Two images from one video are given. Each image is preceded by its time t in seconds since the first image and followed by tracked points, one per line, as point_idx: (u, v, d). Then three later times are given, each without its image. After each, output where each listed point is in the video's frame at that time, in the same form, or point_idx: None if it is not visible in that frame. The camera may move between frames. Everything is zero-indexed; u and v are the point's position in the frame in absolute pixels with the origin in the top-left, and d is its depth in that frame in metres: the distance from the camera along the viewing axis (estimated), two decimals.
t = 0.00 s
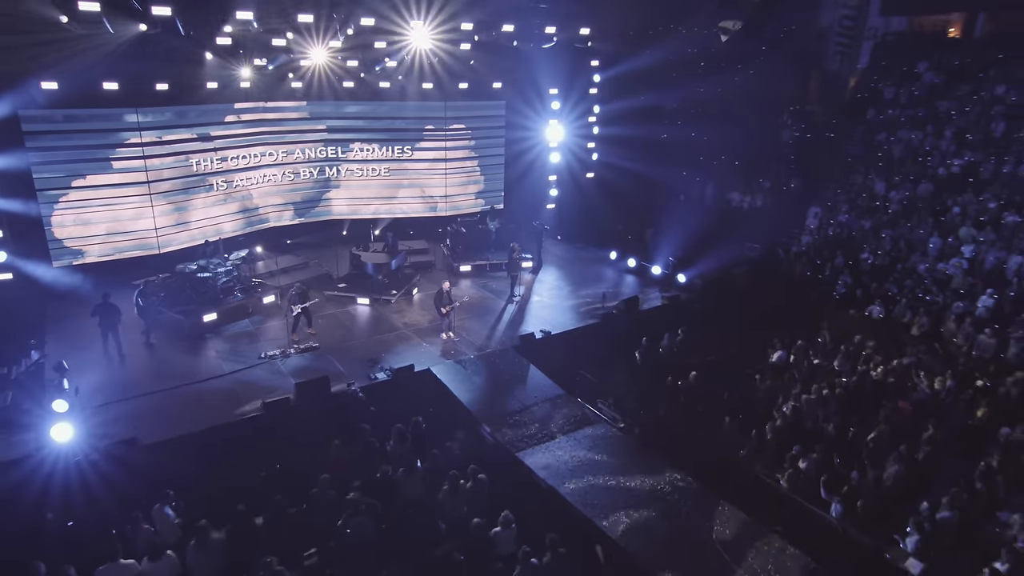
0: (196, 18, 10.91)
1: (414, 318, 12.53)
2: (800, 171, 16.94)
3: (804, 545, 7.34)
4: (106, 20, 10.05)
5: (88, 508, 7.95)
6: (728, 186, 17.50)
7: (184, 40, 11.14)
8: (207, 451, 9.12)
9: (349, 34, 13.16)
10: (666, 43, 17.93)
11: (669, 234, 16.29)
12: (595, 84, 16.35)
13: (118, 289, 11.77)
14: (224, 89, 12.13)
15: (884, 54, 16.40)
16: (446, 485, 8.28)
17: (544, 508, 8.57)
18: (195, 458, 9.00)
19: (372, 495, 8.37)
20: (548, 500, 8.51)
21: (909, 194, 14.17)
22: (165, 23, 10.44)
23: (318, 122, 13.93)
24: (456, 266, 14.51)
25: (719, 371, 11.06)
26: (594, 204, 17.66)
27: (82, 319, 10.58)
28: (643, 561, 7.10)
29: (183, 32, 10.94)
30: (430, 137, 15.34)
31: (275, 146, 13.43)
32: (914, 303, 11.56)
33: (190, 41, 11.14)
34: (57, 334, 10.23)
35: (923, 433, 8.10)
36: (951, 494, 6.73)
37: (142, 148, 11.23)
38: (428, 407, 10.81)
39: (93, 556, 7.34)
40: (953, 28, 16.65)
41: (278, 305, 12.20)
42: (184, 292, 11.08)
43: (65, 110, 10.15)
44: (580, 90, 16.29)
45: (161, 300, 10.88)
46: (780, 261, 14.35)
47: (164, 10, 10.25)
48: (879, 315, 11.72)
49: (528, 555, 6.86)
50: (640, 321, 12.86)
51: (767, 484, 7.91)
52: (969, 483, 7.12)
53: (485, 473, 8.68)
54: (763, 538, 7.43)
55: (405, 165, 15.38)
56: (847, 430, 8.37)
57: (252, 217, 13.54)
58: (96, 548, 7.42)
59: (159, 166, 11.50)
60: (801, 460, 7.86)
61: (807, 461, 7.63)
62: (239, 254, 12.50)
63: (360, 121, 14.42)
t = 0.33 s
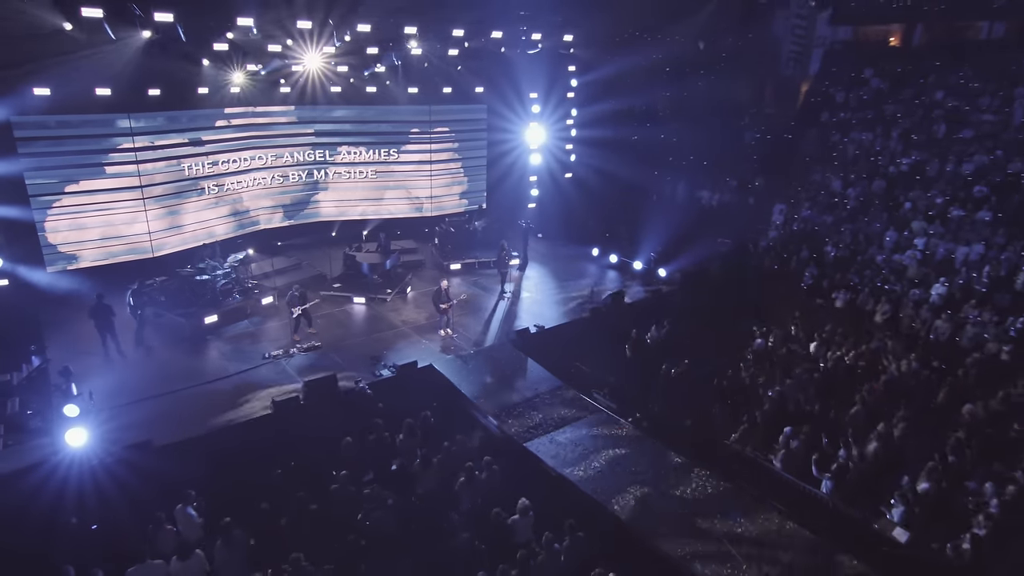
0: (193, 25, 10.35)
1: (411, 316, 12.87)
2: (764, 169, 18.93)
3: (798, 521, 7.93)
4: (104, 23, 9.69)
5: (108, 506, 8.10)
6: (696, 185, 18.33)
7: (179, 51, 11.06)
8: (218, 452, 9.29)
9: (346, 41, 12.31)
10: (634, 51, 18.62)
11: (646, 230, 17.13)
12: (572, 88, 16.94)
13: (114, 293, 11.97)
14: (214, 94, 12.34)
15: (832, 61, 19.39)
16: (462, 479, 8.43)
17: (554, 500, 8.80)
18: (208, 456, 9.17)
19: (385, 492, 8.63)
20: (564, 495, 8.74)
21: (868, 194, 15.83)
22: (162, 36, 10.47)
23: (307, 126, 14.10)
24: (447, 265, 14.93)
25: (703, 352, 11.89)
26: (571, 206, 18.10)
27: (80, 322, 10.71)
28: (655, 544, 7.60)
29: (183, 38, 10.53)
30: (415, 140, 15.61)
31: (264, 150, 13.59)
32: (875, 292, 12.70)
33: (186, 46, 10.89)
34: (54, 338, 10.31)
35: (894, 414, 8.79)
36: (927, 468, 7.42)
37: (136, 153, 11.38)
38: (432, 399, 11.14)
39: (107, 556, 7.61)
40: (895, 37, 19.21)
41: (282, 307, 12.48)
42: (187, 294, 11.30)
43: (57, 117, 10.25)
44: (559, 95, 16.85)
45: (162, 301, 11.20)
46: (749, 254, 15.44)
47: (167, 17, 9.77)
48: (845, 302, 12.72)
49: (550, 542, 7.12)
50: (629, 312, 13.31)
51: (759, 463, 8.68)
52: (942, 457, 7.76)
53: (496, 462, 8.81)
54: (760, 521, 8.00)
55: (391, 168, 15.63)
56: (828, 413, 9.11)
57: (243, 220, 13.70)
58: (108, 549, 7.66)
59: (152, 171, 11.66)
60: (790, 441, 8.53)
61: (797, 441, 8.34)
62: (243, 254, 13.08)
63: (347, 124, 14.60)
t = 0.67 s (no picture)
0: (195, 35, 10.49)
1: (409, 314, 13.25)
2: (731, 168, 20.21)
3: (792, 493, 8.73)
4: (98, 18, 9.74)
5: (128, 507, 8.32)
6: (668, 184, 19.30)
7: (176, 55, 11.31)
8: (232, 455, 9.47)
9: (345, 48, 13.21)
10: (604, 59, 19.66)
11: (624, 228, 18.00)
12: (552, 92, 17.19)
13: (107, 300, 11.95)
14: (206, 100, 12.46)
15: (786, 68, 21.45)
16: (477, 466, 8.89)
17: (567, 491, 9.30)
18: (224, 453, 9.38)
19: (400, 483, 9.02)
20: (571, 484, 9.28)
21: (827, 190, 17.19)
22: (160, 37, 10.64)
23: (296, 130, 14.43)
24: (438, 264, 15.28)
25: (686, 341, 12.72)
26: (551, 203, 18.95)
27: (79, 327, 10.93)
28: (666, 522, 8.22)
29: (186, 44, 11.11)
30: (401, 143, 15.99)
31: (255, 154, 13.92)
32: (839, 282, 13.88)
33: (184, 50, 11.25)
34: (55, 344, 10.40)
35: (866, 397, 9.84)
36: (904, 442, 8.35)
37: (129, 158, 11.48)
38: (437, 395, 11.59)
39: (132, 559, 7.74)
40: (842, 45, 21.48)
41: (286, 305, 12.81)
42: (184, 297, 11.54)
43: (51, 123, 10.22)
44: (541, 100, 17.12)
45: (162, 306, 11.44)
46: (722, 248, 16.50)
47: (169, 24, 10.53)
48: (812, 292, 14.04)
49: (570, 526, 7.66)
50: (614, 307, 14.26)
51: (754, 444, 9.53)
52: (915, 433, 8.76)
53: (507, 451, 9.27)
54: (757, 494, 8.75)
55: (379, 170, 15.92)
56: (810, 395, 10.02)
57: (235, 222, 13.86)
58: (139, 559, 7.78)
59: (146, 176, 11.80)
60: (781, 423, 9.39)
61: (787, 422, 9.22)
62: (242, 257, 12.82)
63: (335, 128, 14.95)
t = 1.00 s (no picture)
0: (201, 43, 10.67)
1: (406, 311, 13.62)
2: (698, 168, 21.45)
3: (781, 467, 9.51)
4: (115, 38, 9.68)
5: (144, 507, 8.39)
6: (643, 183, 20.24)
7: (176, 58, 11.42)
8: (249, 460, 9.62)
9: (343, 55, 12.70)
10: (587, 67, 20.12)
11: (605, 227, 18.93)
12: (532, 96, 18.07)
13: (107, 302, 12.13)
14: (199, 105, 12.84)
15: (745, 74, 23.31)
16: (491, 458, 9.35)
17: (578, 477, 9.87)
18: (240, 454, 9.52)
19: (408, 469, 9.44)
20: (581, 476, 9.80)
21: (789, 188, 18.54)
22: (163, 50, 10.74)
23: (286, 135, 14.85)
24: (430, 263, 15.62)
25: (670, 331, 13.69)
26: (531, 202, 19.65)
27: (81, 331, 11.12)
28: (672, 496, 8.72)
29: (189, 51, 10.79)
30: (389, 146, 16.33)
31: (245, 159, 14.38)
32: (805, 273, 15.11)
33: (184, 58, 11.42)
34: (58, 347, 10.61)
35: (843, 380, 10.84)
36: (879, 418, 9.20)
37: (125, 164, 11.77)
38: (441, 389, 11.90)
39: (162, 561, 7.92)
40: (795, 52, 24.77)
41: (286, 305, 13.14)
42: (186, 300, 12.05)
43: (46, 129, 10.31)
44: (521, 104, 17.98)
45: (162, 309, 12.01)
46: (695, 243, 17.59)
47: (176, 30, 9.81)
48: (781, 283, 15.22)
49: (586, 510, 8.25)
50: (600, 303, 14.90)
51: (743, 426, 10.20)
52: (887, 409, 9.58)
53: (517, 438, 9.82)
54: (752, 469, 9.42)
55: (368, 173, 16.37)
56: (790, 378, 11.00)
57: (228, 226, 14.53)
58: (170, 559, 7.97)
59: (141, 181, 12.16)
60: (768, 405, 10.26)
61: (773, 404, 10.12)
62: (242, 258, 13.05)
63: (324, 133, 15.33)
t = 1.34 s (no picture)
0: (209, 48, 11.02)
1: (405, 308, 14.03)
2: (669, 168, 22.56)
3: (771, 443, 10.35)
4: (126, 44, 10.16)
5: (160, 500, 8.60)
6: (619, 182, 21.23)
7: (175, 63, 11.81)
8: (265, 454, 9.77)
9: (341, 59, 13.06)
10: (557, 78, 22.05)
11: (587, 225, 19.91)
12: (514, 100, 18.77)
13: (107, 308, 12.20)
14: (193, 111, 13.30)
15: (708, 79, 24.95)
16: (504, 445, 9.74)
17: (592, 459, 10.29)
18: (257, 447, 9.73)
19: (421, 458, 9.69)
20: (590, 459, 10.24)
21: (755, 185, 19.78)
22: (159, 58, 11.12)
23: (278, 138, 15.41)
24: (422, 262, 16.02)
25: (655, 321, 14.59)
26: (512, 201, 20.95)
27: (82, 335, 11.24)
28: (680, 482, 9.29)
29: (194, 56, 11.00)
30: (377, 150, 16.87)
31: (238, 163, 14.91)
32: (774, 265, 16.29)
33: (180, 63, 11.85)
34: (60, 351, 10.72)
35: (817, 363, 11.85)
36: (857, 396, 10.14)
37: (122, 168, 12.12)
38: (448, 379, 12.12)
39: (192, 553, 7.85)
40: (751, 60, 25.73)
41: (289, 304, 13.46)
42: (189, 303, 12.33)
43: (44, 135, 10.59)
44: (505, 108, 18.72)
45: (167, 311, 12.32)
46: (671, 240, 18.73)
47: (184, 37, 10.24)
48: (753, 274, 16.35)
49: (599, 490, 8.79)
50: (589, 297, 15.68)
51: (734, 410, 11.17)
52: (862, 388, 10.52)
53: (528, 427, 10.19)
54: (746, 446, 10.27)
55: (357, 176, 17.01)
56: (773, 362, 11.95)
57: (222, 229, 14.96)
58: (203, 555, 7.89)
59: (139, 186, 12.53)
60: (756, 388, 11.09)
61: (760, 387, 10.95)
62: (243, 262, 13.30)
63: (315, 137, 15.86)
